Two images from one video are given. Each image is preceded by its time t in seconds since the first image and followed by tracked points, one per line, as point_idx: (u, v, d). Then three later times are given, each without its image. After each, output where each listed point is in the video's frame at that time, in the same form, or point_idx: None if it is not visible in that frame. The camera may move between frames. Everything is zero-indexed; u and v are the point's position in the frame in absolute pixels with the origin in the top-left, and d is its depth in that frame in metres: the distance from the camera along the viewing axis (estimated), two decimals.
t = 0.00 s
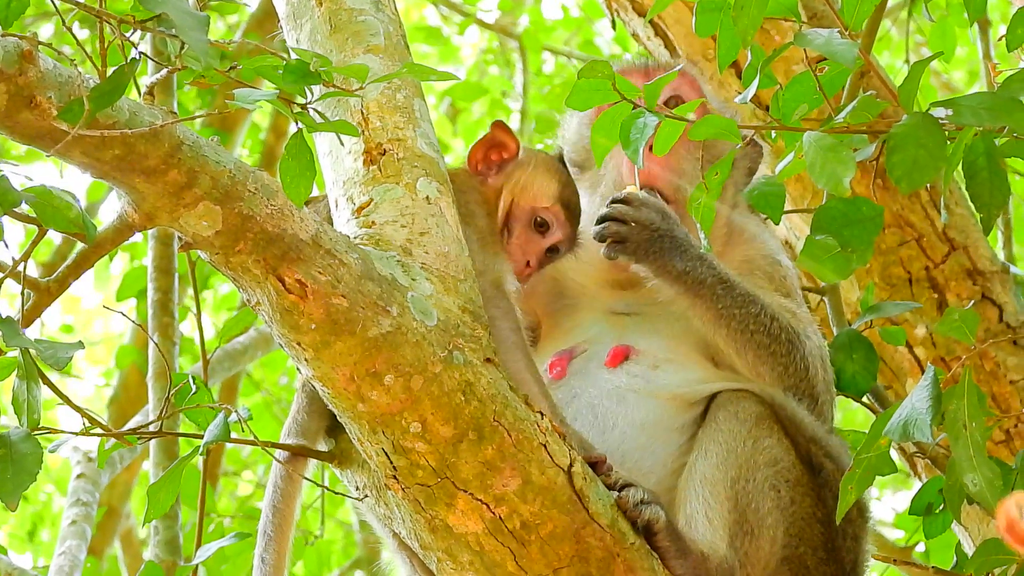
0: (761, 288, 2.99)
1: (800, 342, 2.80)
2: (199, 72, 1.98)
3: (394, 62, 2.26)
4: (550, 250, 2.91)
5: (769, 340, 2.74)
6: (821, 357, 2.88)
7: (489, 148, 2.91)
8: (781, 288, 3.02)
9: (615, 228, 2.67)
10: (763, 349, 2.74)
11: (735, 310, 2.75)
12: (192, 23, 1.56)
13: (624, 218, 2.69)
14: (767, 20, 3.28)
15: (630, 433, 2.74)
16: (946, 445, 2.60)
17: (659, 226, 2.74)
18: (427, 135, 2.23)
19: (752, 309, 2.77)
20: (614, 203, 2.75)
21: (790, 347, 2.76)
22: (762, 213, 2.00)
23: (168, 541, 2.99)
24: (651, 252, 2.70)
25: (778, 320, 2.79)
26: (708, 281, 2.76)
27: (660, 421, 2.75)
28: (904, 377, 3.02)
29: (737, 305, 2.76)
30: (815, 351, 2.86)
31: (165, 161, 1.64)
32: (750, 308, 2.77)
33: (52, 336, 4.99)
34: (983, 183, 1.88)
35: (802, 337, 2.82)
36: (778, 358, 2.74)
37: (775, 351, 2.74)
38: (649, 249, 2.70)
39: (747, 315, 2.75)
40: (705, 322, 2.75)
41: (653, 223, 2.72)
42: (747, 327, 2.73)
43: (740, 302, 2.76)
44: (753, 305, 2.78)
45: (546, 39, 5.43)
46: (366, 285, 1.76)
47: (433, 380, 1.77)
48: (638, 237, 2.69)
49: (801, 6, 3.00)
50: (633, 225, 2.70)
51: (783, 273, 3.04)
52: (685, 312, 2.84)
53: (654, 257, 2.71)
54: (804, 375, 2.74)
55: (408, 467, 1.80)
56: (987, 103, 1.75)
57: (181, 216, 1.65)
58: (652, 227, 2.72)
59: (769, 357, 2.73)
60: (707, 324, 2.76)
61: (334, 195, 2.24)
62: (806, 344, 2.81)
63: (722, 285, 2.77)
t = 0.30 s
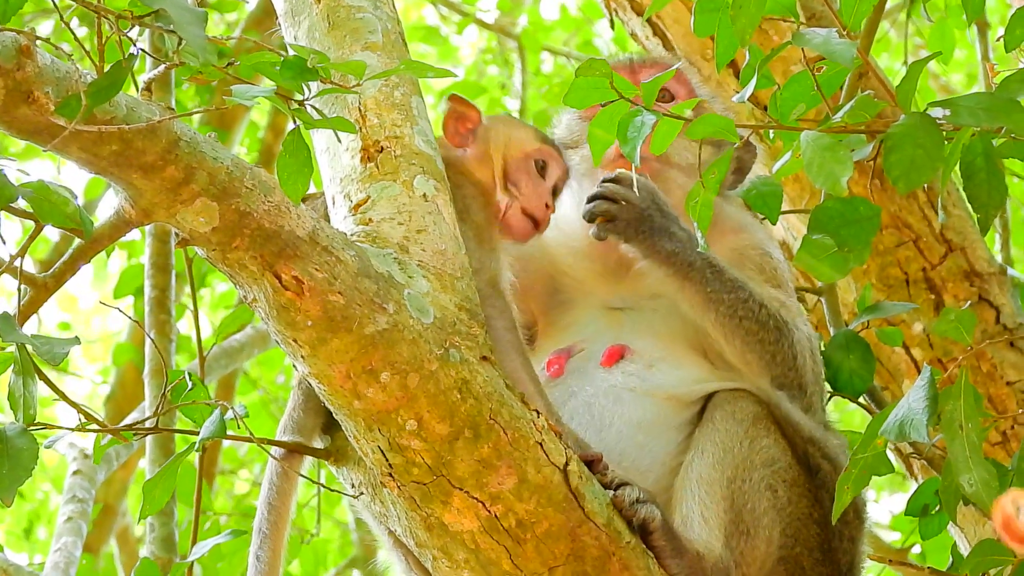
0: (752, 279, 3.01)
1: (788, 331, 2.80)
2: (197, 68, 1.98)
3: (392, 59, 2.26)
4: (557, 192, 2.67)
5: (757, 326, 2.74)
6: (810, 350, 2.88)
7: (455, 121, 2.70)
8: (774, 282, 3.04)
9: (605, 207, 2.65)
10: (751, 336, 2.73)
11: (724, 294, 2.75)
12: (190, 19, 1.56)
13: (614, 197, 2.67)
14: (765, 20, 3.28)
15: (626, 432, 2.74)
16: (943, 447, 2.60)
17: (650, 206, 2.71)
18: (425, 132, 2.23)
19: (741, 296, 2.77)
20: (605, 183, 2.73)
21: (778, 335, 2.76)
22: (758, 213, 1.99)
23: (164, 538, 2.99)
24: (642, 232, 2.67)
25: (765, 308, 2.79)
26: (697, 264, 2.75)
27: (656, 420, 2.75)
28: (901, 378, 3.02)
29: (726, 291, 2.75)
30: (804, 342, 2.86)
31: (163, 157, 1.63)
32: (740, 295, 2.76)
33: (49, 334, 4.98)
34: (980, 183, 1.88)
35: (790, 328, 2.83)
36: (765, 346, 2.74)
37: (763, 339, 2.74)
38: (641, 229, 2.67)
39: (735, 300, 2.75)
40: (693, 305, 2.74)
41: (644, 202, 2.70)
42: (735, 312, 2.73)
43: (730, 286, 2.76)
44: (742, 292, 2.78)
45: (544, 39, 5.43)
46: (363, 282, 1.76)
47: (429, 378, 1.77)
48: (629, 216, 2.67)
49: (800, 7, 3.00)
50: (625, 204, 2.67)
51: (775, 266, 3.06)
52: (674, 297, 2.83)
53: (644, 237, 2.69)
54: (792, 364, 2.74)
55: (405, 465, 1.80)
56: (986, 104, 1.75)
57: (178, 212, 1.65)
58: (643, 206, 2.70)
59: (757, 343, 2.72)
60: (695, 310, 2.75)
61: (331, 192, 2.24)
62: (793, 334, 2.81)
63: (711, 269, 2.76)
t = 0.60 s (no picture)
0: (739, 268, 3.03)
1: (772, 320, 2.83)
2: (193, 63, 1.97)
3: (389, 54, 2.25)
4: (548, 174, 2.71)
5: (740, 314, 2.77)
6: (795, 340, 2.90)
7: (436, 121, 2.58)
8: (763, 272, 3.05)
9: (596, 186, 2.69)
10: (735, 323, 2.77)
11: (709, 280, 2.79)
12: (187, 13, 1.56)
13: (607, 176, 2.72)
14: (762, 18, 3.28)
15: (620, 429, 2.74)
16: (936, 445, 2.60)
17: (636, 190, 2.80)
18: (421, 128, 2.23)
19: (726, 283, 2.80)
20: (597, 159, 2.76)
21: (761, 322, 2.79)
22: (755, 211, 1.98)
23: (157, 532, 2.99)
24: (628, 215, 2.75)
25: (751, 296, 2.83)
26: (682, 247, 2.80)
27: (648, 417, 2.75)
28: (895, 377, 3.02)
29: (710, 278, 2.79)
30: (786, 331, 2.87)
31: (158, 151, 1.63)
32: (724, 282, 2.80)
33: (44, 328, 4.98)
34: (976, 182, 1.89)
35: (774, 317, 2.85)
36: (750, 333, 2.76)
37: (748, 327, 2.77)
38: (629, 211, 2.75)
39: (720, 286, 2.79)
40: (677, 289, 2.78)
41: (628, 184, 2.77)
42: (719, 299, 2.77)
43: (715, 272, 2.80)
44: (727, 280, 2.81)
45: (541, 36, 5.44)
46: (358, 277, 1.76)
47: (424, 373, 1.77)
48: (619, 198, 2.74)
49: (796, 5, 3.00)
50: (616, 184, 2.73)
51: (764, 257, 3.07)
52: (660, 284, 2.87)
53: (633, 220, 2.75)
54: (775, 352, 2.75)
55: (398, 461, 1.80)
56: (982, 103, 1.74)
57: (173, 207, 1.65)
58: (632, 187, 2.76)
59: (741, 331, 2.75)
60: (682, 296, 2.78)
61: (326, 187, 2.24)
62: (777, 323, 2.83)
63: (696, 255, 2.80)
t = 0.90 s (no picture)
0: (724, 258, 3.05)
1: (756, 308, 2.84)
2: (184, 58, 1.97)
3: (381, 50, 2.25)
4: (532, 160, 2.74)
5: (723, 303, 2.78)
6: (779, 330, 2.92)
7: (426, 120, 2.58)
8: (747, 265, 3.08)
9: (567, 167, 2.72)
10: (717, 312, 2.78)
11: (692, 268, 2.79)
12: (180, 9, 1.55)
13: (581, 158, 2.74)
14: (754, 14, 3.28)
15: (611, 425, 2.74)
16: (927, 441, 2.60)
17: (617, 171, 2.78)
18: (413, 124, 2.23)
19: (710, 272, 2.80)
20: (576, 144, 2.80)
21: (744, 311, 2.80)
22: (745, 206, 1.97)
23: (148, 527, 3.00)
24: (605, 196, 2.74)
25: (735, 284, 2.83)
26: (664, 234, 2.78)
27: (638, 413, 2.75)
28: (887, 373, 3.02)
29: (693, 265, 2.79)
30: (773, 322, 2.90)
31: (150, 147, 1.63)
32: (708, 270, 2.80)
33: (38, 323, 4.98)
34: (968, 178, 1.88)
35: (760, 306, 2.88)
36: (732, 320, 2.78)
37: (730, 315, 2.78)
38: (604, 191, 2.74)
39: (702, 274, 2.79)
40: (660, 276, 2.79)
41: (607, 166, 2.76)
42: (701, 286, 2.77)
43: (698, 259, 2.81)
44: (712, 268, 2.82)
45: (533, 32, 5.46)
46: (349, 273, 1.76)
47: (415, 369, 1.77)
48: (593, 178, 2.74)
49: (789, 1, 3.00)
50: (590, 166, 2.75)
51: (749, 250, 3.10)
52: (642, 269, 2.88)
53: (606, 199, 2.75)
54: (757, 341, 2.78)
55: (389, 456, 1.80)
56: (973, 99, 1.74)
57: (165, 202, 1.65)
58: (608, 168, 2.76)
59: (723, 319, 2.77)
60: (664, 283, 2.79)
61: (318, 183, 2.24)
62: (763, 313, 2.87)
63: (680, 242, 2.80)
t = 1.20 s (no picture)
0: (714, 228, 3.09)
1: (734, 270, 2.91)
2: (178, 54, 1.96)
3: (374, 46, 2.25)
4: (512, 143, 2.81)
5: (694, 256, 2.86)
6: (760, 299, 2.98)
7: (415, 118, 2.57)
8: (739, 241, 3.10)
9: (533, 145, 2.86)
10: (688, 265, 2.86)
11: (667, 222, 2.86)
12: (173, 5, 1.54)
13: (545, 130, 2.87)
14: (748, 10, 3.28)
15: (605, 421, 2.74)
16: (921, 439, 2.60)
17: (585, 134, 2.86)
18: (406, 120, 2.23)
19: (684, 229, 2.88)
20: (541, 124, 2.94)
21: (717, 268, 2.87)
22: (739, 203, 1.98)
23: (142, 522, 3.01)
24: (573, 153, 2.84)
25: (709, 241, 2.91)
26: (639, 182, 2.87)
27: (634, 409, 2.75)
28: (881, 370, 3.03)
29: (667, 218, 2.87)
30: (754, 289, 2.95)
31: (143, 142, 1.62)
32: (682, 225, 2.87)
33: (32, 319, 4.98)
34: (961, 175, 1.88)
35: (743, 272, 2.94)
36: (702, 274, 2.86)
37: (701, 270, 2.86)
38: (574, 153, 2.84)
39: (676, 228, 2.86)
40: (634, 224, 2.86)
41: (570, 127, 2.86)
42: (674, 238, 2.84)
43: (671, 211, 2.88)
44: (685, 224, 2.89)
45: (526, 27, 5.47)
46: (342, 269, 1.75)
47: (409, 365, 1.77)
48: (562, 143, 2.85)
49: None
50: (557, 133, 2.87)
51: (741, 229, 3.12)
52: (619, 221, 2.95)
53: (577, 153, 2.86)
54: (727, 300, 2.86)
55: (383, 452, 1.80)
56: (966, 95, 1.74)
57: (158, 198, 1.65)
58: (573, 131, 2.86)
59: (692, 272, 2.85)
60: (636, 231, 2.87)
61: (312, 179, 2.24)
62: (744, 279, 2.91)
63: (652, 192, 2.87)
